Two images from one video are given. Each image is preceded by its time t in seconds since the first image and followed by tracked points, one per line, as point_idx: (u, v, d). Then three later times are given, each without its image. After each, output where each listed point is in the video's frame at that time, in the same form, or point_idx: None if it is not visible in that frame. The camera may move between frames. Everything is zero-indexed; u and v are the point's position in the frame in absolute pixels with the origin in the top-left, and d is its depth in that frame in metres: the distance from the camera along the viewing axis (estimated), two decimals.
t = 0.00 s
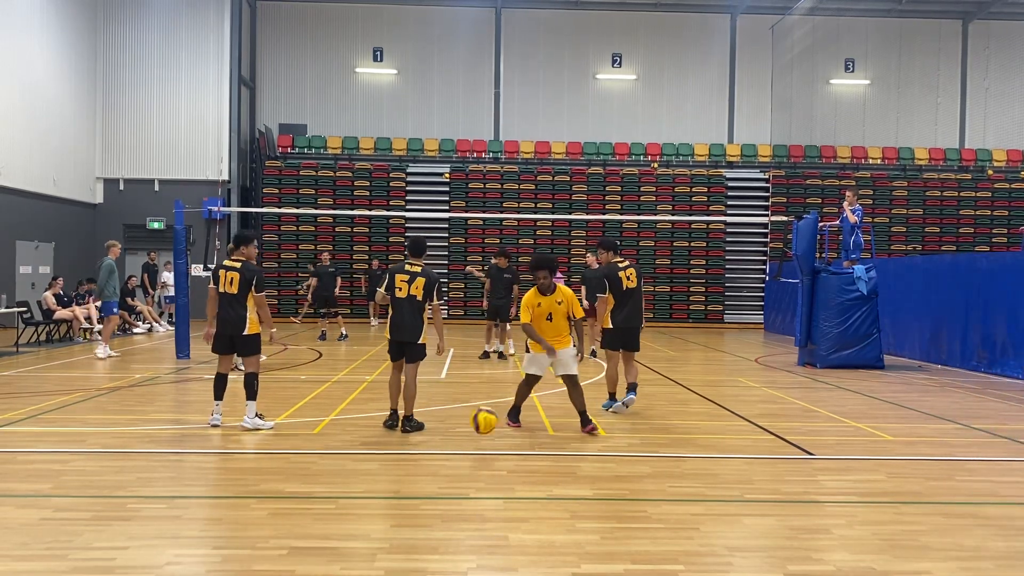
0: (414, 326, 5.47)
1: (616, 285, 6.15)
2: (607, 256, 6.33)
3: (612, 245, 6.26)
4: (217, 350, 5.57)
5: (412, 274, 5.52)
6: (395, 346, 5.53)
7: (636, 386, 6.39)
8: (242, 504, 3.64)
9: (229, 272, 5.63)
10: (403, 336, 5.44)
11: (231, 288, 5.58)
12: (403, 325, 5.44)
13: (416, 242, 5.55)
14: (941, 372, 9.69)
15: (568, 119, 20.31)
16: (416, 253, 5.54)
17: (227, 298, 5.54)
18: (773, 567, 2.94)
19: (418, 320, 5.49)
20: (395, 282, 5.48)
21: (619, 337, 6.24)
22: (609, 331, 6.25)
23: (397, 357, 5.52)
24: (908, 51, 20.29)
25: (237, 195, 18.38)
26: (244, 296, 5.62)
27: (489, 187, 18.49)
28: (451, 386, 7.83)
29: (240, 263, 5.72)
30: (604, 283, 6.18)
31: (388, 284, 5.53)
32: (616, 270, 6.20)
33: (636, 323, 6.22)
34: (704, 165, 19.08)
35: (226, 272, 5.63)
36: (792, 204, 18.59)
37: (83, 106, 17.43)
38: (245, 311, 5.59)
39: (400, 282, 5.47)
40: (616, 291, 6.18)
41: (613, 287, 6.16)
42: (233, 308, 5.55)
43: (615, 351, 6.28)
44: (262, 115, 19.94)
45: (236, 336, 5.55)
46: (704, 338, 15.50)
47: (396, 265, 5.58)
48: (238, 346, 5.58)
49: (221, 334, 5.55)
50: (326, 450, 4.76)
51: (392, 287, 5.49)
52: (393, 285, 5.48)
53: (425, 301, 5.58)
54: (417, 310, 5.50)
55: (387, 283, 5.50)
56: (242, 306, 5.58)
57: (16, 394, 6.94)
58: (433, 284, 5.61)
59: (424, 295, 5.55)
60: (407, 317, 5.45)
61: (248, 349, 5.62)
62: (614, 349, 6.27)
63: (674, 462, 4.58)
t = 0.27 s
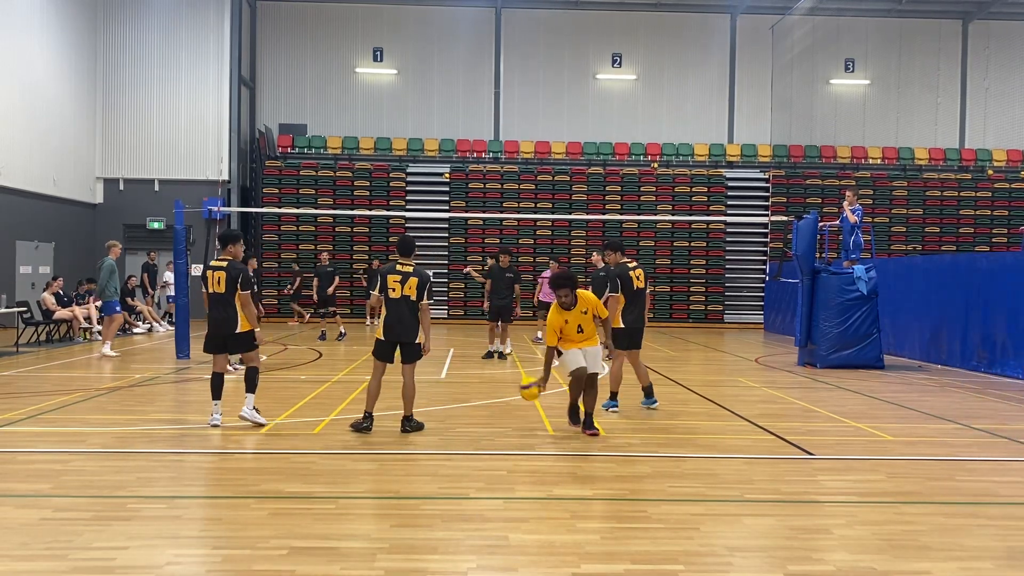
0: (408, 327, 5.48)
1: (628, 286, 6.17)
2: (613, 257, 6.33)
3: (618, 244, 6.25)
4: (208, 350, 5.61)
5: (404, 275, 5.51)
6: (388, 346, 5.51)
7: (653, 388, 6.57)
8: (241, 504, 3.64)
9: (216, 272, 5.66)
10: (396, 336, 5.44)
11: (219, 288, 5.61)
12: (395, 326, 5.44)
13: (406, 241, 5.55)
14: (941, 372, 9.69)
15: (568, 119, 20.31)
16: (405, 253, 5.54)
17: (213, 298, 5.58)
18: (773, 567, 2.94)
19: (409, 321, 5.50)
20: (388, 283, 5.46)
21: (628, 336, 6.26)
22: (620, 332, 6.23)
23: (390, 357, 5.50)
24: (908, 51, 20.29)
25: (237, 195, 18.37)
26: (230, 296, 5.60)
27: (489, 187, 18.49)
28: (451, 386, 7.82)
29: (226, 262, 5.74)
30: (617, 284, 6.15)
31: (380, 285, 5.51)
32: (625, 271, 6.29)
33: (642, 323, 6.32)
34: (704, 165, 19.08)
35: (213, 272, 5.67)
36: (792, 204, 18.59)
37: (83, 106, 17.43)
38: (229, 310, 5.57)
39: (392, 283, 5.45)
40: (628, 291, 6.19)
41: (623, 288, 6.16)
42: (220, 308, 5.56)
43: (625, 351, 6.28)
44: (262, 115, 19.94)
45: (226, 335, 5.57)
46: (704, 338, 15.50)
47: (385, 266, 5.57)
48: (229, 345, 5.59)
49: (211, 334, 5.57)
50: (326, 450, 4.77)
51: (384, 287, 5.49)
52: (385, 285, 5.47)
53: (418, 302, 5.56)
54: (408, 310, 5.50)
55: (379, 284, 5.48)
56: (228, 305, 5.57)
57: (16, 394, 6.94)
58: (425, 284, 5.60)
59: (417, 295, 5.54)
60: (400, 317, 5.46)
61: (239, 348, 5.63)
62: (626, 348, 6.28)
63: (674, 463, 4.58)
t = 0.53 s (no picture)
0: (395, 327, 5.49)
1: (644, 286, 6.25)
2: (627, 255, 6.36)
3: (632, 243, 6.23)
4: (207, 350, 5.58)
5: (389, 275, 5.52)
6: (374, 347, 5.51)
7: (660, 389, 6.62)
8: (241, 503, 3.64)
9: (213, 272, 5.65)
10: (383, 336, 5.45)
11: (218, 288, 5.62)
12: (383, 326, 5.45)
13: (391, 241, 5.56)
14: (941, 372, 9.69)
15: (568, 119, 20.31)
16: (388, 252, 5.53)
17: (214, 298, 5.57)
18: (773, 567, 2.94)
19: (397, 321, 5.52)
20: (374, 284, 5.48)
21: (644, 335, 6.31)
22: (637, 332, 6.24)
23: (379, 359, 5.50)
24: (908, 51, 20.29)
25: (237, 195, 18.37)
26: (230, 296, 5.61)
27: (489, 187, 18.49)
28: (451, 386, 7.81)
29: (224, 262, 5.73)
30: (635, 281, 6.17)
31: (366, 285, 5.51)
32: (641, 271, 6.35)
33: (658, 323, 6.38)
34: (704, 165, 19.08)
35: (211, 272, 5.66)
36: (792, 204, 18.59)
37: (83, 106, 17.43)
38: (231, 310, 5.57)
39: (378, 283, 5.49)
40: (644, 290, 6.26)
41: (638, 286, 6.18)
42: (220, 308, 5.56)
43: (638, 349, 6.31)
44: (262, 115, 19.94)
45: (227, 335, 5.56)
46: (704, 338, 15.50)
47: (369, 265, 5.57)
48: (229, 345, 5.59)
49: (211, 334, 5.56)
50: (326, 450, 4.77)
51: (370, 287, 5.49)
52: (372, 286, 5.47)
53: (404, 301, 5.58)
54: (396, 310, 5.52)
55: (365, 284, 5.49)
56: (229, 305, 5.59)
57: (16, 394, 6.94)
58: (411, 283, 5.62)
59: (404, 295, 5.56)
60: (388, 317, 5.47)
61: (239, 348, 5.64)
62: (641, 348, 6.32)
63: (674, 462, 4.58)
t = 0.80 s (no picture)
0: (385, 326, 5.51)
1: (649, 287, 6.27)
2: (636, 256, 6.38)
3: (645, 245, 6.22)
4: (211, 349, 5.57)
5: (379, 274, 5.51)
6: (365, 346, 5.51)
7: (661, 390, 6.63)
8: (241, 503, 3.64)
9: (226, 273, 5.63)
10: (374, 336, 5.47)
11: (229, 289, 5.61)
12: (374, 325, 5.47)
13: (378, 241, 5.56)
14: (941, 372, 9.69)
15: (568, 120, 20.31)
16: (375, 252, 5.54)
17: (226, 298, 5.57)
18: (773, 567, 2.94)
19: (386, 321, 5.53)
20: (363, 283, 5.46)
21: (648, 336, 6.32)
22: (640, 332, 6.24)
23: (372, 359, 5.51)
24: (908, 51, 20.29)
25: (237, 195, 18.38)
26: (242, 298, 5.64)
27: (489, 187, 18.49)
28: (451, 386, 7.81)
29: (238, 263, 5.72)
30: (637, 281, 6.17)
31: (355, 285, 5.50)
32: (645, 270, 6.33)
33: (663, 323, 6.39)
34: (704, 165, 19.08)
35: (223, 273, 5.64)
36: (792, 204, 18.59)
37: (83, 105, 17.43)
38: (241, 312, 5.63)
39: (367, 283, 5.46)
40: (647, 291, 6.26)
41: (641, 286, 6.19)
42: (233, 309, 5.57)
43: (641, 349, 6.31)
44: (262, 115, 19.94)
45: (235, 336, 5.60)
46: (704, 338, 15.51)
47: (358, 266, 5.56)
48: (233, 345, 5.61)
49: (215, 333, 5.55)
50: (326, 450, 4.76)
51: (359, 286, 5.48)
52: (361, 286, 5.46)
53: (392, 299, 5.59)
54: (385, 310, 5.53)
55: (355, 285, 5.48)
56: (239, 307, 5.61)
57: (16, 394, 6.94)
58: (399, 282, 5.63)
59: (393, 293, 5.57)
60: (378, 317, 5.49)
61: (241, 349, 5.66)
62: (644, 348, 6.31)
63: (675, 462, 4.58)
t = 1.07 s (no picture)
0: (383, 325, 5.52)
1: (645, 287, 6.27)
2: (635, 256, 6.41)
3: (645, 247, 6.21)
4: (218, 343, 5.70)
5: (375, 274, 5.51)
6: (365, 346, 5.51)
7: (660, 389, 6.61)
8: (242, 504, 3.64)
9: (242, 271, 5.72)
10: (373, 336, 5.47)
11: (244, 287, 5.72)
12: (373, 325, 5.48)
13: (375, 241, 5.54)
14: (941, 372, 9.69)
15: (568, 120, 20.31)
16: (372, 251, 5.53)
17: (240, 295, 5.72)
18: (773, 567, 2.94)
19: (383, 320, 5.53)
20: (360, 284, 5.45)
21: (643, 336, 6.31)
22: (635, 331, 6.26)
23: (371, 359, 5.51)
24: (908, 51, 20.29)
25: (237, 195, 18.37)
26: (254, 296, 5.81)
27: (489, 187, 18.50)
28: (451, 386, 7.81)
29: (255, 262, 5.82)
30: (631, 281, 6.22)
31: (351, 286, 5.49)
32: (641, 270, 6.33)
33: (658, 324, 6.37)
34: (704, 165, 19.07)
35: (239, 270, 5.73)
36: (792, 204, 18.59)
37: (83, 105, 17.43)
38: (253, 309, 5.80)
39: (364, 283, 5.46)
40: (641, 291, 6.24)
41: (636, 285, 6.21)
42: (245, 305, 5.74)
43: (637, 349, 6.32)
44: (262, 115, 19.94)
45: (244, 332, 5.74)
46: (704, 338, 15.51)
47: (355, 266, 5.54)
48: (241, 339, 5.74)
49: (225, 327, 5.69)
50: (326, 450, 4.76)
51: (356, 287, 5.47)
52: (356, 286, 5.46)
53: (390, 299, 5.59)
54: (382, 309, 5.53)
55: (351, 286, 5.47)
56: (251, 304, 5.77)
57: (16, 394, 6.94)
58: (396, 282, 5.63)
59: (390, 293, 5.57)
60: (376, 316, 5.49)
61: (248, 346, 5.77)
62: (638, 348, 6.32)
63: (674, 463, 4.58)
